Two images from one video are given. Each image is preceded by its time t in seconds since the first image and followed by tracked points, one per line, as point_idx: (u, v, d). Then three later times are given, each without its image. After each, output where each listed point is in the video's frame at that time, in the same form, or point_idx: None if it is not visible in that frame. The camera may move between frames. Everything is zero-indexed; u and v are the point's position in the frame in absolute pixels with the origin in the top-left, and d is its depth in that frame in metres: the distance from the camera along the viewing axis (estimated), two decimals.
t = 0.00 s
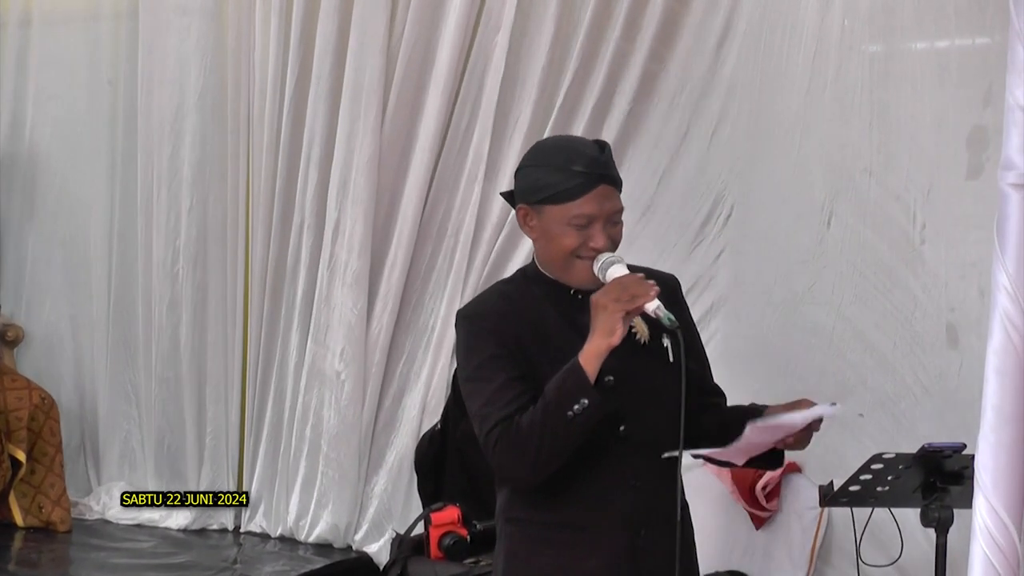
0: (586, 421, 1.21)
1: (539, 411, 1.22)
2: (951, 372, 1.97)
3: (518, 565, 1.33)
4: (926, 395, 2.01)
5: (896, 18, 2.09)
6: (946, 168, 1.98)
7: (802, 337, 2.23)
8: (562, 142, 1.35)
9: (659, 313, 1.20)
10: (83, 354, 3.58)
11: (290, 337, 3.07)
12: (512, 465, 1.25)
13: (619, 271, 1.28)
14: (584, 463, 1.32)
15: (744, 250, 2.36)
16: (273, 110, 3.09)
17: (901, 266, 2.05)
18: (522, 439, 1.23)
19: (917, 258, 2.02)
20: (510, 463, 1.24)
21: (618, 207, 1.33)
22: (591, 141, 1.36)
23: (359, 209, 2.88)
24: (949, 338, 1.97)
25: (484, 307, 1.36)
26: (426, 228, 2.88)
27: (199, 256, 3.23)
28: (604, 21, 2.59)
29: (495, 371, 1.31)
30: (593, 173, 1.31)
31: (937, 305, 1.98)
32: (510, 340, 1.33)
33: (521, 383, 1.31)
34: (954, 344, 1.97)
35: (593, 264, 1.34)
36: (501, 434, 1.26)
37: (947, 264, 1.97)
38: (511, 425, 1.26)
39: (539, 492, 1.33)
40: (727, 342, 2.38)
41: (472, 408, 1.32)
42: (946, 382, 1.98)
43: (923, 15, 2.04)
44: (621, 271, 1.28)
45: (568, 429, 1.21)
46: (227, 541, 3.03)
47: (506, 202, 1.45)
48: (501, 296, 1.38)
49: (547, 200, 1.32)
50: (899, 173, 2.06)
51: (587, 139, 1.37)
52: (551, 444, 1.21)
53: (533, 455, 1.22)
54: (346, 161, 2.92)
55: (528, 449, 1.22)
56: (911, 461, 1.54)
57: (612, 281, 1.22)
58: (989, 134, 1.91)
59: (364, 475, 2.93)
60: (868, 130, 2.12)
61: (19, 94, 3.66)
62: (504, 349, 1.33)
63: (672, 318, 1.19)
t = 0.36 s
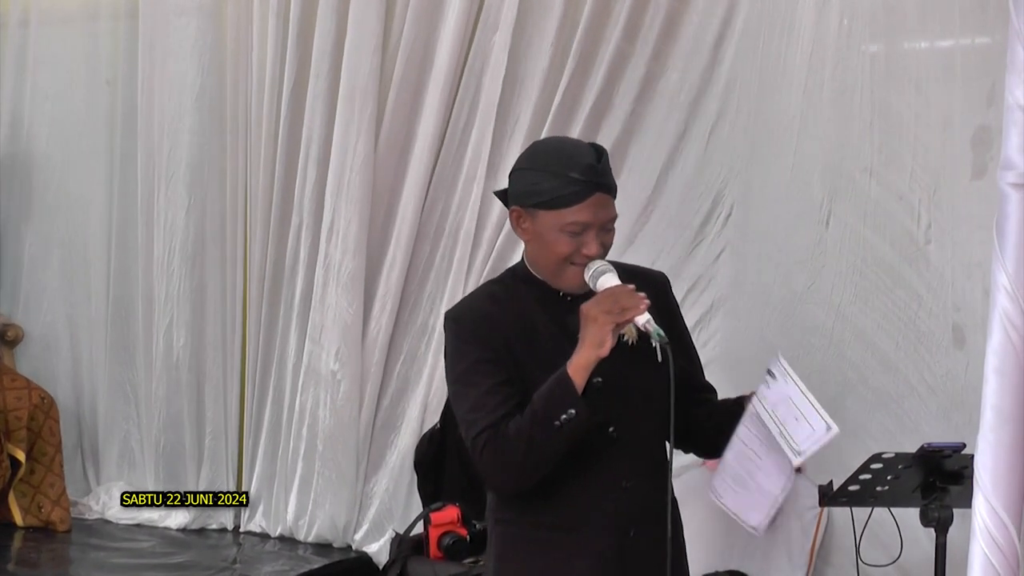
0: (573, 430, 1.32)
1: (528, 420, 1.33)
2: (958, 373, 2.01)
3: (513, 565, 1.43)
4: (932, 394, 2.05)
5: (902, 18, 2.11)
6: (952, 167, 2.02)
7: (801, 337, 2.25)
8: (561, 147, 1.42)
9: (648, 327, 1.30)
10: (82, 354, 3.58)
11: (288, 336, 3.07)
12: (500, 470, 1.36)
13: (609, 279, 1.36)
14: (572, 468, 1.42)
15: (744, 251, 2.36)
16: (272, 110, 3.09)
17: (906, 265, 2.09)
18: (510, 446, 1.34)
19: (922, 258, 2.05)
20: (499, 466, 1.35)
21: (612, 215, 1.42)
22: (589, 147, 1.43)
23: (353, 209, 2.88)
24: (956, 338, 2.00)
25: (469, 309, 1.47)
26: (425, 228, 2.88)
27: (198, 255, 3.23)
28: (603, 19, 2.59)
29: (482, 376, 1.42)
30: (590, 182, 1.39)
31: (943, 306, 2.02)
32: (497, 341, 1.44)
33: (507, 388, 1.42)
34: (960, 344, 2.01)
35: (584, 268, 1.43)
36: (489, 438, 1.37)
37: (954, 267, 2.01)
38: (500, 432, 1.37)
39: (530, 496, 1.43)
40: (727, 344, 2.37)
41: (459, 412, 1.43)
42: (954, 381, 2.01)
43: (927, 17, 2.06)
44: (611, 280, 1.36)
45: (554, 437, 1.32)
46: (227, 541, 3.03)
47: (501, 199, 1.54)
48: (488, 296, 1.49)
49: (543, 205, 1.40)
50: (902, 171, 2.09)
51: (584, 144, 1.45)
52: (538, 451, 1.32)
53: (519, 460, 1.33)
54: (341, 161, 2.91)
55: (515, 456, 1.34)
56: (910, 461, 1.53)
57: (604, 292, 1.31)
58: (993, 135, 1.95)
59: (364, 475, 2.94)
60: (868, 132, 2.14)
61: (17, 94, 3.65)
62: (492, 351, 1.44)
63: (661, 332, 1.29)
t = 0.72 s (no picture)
0: (561, 435, 1.33)
1: (515, 426, 1.34)
2: (954, 372, 2.06)
3: (508, 566, 1.46)
4: (929, 394, 2.09)
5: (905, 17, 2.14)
6: (953, 167, 2.06)
7: (803, 336, 2.26)
8: (546, 152, 1.44)
9: (637, 335, 1.30)
10: (81, 354, 3.58)
11: (288, 336, 3.07)
12: (488, 476, 1.37)
13: (599, 285, 1.38)
14: (563, 471, 1.45)
15: (743, 250, 2.36)
16: (271, 109, 3.10)
17: (905, 265, 2.12)
18: (498, 451, 1.36)
19: (924, 257, 2.09)
20: (489, 471, 1.36)
21: (600, 217, 1.44)
22: (574, 151, 1.46)
23: (350, 209, 2.88)
24: (952, 337, 2.05)
25: (457, 313, 1.50)
26: (424, 227, 2.87)
27: (197, 255, 3.23)
28: (607, 15, 2.54)
29: (470, 381, 1.45)
30: (577, 185, 1.41)
31: (941, 305, 2.06)
32: (484, 346, 1.47)
33: (495, 392, 1.45)
34: (956, 343, 2.06)
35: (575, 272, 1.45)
36: (477, 444, 1.39)
37: (954, 267, 2.06)
38: (487, 436, 1.39)
39: (522, 500, 1.46)
40: (725, 347, 2.38)
41: (447, 415, 1.45)
42: (950, 379, 2.06)
43: (930, 13, 2.10)
44: (601, 286, 1.37)
45: (543, 442, 1.33)
46: (226, 541, 3.03)
47: (487, 206, 1.56)
48: (473, 300, 1.51)
49: (532, 210, 1.42)
50: (903, 171, 2.13)
51: (569, 147, 1.47)
52: (526, 455, 1.34)
53: (508, 466, 1.35)
54: (337, 160, 2.91)
55: (503, 461, 1.35)
56: (911, 461, 1.53)
57: (593, 299, 1.31)
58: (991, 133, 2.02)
59: (364, 474, 2.94)
60: (870, 133, 2.17)
61: (16, 92, 3.64)
62: (480, 354, 1.47)
63: (650, 342, 1.28)
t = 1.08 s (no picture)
0: (562, 434, 1.33)
1: (516, 425, 1.34)
2: (957, 371, 2.06)
3: (504, 568, 1.45)
4: (930, 394, 2.09)
5: (905, 17, 2.14)
6: (955, 168, 2.06)
7: (802, 336, 2.26)
8: (538, 152, 1.45)
9: (638, 335, 1.30)
10: (82, 354, 3.58)
11: (287, 336, 3.07)
12: (487, 476, 1.37)
13: (598, 284, 1.39)
14: (560, 471, 1.45)
15: (741, 251, 2.36)
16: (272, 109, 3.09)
17: (905, 265, 2.12)
18: (498, 451, 1.36)
19: (925, 258, 2.10)
20: (489, 470, 1.36)
21: (595, 213, 1.45)
22: (565, 149, 1.47)
23: (349, 209, 2.88)
24: (955, 338, 2.06)
25: (451, 314, 1.50)
26: (425, 228, 2.87)
27: (197, 255, 3.23)
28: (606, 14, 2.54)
29: (468, 380, 1.44)
30: (571, 182, 1.42)
31: (944, 304, 2.06)
32: (480, 345, 1.47)
33: (494, 391, 1.44)
34: (959, 343, 2.06)
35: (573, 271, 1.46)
36: (476, 443, 1.39)
37: (954, 266, 2.06)
38: (486, 436, 1.38)
39: (519, 500, 1.46)
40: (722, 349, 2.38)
41: (445, 416, 1.44)
42: (952, 379, 2.06)
43: (931, 14, 2.10)
44: (602, 284, 1.38)
45: (544, 441, 1.33)
46: (226, 541, 3.03)
47: (481, 210, 1.56)
48: (469, 301, 1.52)
49: (528, 209, 1.43)
50: (904, 171, 2.13)
51: (560, 147, 1.48)
52: (526, 455, 1.34)
53: (508, 465, 1.35)
54: (336, 159, 2.91)
55: (504, 460, 1.35)
56: (910, 461, 1.54)
57: (594, 299, 1.32)
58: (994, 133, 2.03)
59: (363, 474, 2.94)
60: (870, 133, 2.18)
61: (16, 92, 3.64)
62: (476, 355, 1.47)
63: (651, 343, 1.29)
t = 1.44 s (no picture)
0: (568, 430, 1.33)
1: (523, 421, 1.34)
2: (963, 370, 2.06)
3: (504, 567, 1.45)
4: (935, 395, 2.10)
5: (906, 16, 2.15)
6: (959, 169, 2.07)
7: (805, 337, 2.26)
8: (542, 149, 1.46)
9: (648, 331, 1.31)
10: (82, 353, 3.58)
11: (288, 336, 3.07)
12: (492, 471, 1.37)
13: (604, 282, 1.40)
14: (562, 470, 1.45)
15: (743, 251, 2.36)
16: (272, 109, 3.09)
17: (908, 265, 2.13)
18: (504, 446, 1.35)
19: (929, 260, 2.10)
20: (495, 465, 1.36)
21: (598, 211, 1.46)
22: (569, 147, 1.48)
23: (349, 209, 2.88)
24: (963, 339, 2.06)
25: (454, 311, 1.50)
26: (425, 227, 2.87)
27: (197, 256, 3.23)
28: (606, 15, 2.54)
29: (472, 377, 1.44)
30: (575, 179, 1.43)
31: (951, 306, 2.07)
32: (483, 342, 1.47)
33: (497, 388, 1.44)
34: (967, 345, 2.06)
35: (577, 268, 1.46)
36: (482, 439, 1.39)
37: (960, 267, 2.07)
38: (492, 432, 1.38)
39: (521, 499, 1.46)
40: (721, 355, 2.38)
41: (448, 414, 1.44)
42: (960, 379, 2.07)
43: (931, 13, 2.11)
44: (606, 283, 1.39)
45: (551, 436, 1.33)
46: (226, 541, 3.04)
47: (483, 208, 1.57)
48: (471, 299, 1.52)
49: (533, 206, 1.43)
50: (905, 171, 2.14)
51: (563, 145, 1.49)
52: (532, 450, 1.34)
53: (514, 461, 1.35)
54: (337, 159, 2.91)
55: (511, 455, 1.35)
56: (911, 460, 1.51)
57: (601, 296, 1.33)
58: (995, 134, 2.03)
59: (363, 474, 2.94)
60: (871, 133, 2.18)
61: (18, 92, 3.65)
62: (479, 353, 1.47)
63: (661, 338, 1.30)
